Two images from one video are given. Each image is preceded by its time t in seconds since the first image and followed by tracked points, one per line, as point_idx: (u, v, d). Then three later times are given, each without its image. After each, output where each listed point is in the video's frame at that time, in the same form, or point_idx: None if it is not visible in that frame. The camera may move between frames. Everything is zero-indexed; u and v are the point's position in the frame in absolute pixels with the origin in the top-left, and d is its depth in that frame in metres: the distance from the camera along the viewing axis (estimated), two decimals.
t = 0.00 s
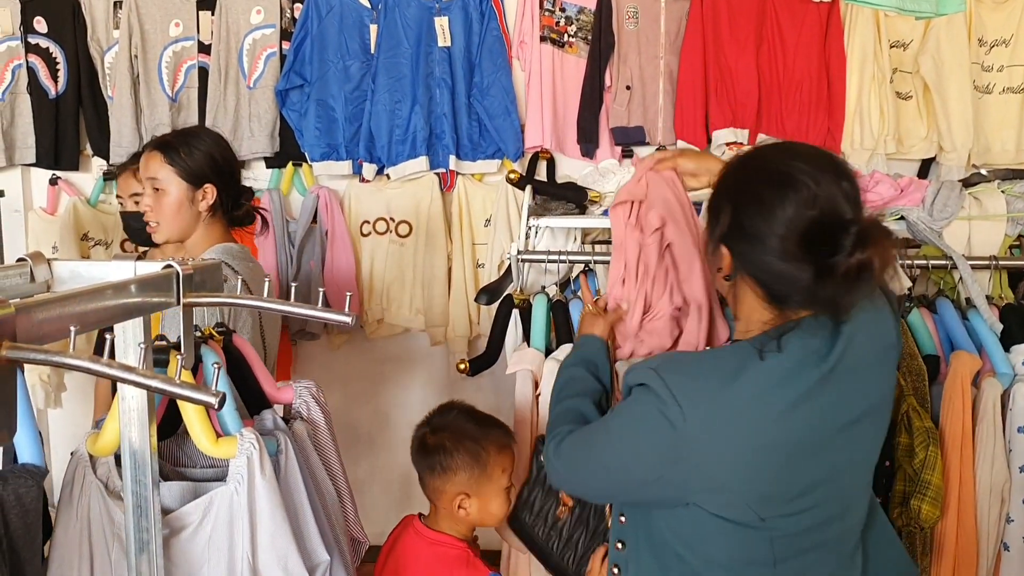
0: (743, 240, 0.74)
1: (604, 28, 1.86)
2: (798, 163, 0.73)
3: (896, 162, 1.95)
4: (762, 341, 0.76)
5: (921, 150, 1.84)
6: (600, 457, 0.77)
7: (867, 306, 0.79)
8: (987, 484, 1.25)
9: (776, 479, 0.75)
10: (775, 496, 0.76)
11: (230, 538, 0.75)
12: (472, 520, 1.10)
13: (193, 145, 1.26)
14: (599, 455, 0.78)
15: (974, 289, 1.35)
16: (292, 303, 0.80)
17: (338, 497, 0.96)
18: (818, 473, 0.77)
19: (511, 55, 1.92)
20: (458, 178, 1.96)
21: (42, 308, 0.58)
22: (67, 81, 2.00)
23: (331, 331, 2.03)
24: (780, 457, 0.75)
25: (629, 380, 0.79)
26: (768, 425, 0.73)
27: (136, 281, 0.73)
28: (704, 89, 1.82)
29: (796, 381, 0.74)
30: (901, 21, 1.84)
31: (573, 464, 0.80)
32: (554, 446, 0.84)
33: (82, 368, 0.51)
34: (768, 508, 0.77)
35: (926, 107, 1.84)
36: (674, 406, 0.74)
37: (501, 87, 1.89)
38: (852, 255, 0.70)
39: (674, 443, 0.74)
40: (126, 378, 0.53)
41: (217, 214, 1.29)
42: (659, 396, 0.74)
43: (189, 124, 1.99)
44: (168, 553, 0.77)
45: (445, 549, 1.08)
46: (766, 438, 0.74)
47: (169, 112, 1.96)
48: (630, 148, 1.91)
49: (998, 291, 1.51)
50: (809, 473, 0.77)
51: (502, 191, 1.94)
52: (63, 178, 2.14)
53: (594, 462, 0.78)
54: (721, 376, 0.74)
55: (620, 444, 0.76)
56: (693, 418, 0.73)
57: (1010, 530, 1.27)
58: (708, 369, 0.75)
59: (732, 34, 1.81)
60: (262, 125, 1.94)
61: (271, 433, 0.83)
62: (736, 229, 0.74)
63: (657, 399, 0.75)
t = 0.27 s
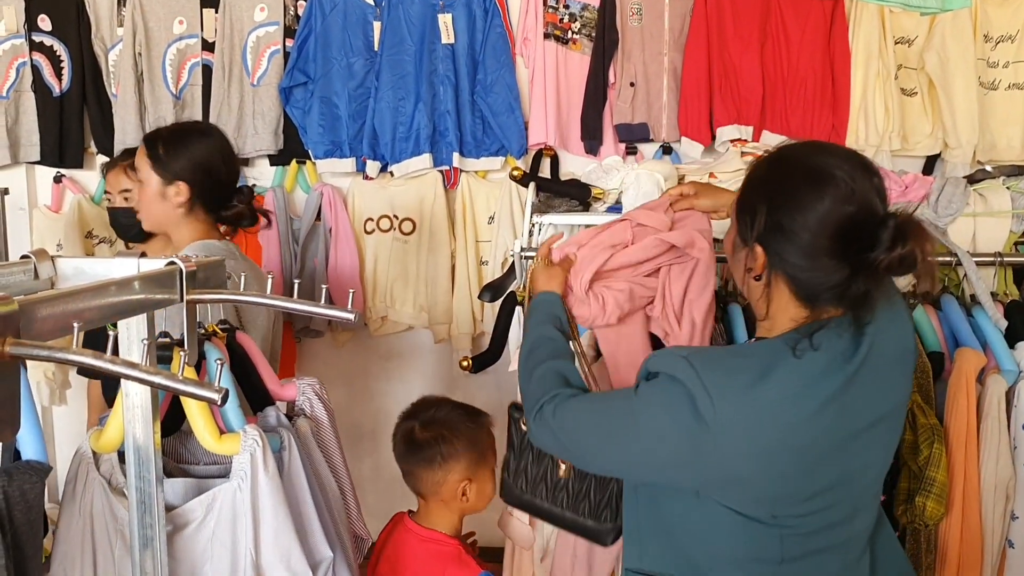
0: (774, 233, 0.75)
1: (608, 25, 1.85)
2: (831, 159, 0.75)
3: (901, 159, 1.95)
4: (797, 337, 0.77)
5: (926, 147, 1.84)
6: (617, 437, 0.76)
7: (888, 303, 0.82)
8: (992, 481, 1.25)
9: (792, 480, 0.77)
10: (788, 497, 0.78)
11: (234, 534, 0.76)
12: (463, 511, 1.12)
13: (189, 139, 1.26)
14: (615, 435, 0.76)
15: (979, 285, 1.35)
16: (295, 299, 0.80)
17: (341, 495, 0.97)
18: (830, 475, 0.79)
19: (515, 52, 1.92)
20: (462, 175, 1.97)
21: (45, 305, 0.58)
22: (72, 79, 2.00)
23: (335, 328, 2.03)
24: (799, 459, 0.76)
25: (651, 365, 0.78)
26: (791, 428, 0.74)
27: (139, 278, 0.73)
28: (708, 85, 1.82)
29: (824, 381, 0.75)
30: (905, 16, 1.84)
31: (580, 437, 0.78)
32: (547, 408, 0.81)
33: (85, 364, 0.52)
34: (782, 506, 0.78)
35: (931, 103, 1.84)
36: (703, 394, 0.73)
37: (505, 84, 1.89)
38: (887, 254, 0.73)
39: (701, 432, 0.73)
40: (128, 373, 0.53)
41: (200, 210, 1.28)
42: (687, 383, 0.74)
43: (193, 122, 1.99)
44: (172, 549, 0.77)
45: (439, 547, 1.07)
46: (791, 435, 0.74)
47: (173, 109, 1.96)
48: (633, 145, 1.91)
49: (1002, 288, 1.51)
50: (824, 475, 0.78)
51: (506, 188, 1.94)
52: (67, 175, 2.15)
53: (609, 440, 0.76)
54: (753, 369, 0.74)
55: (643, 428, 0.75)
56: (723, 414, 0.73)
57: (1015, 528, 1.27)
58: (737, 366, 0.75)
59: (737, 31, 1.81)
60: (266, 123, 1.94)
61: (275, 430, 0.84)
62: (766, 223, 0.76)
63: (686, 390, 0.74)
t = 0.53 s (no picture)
0: (792, 226, 0.75)
1: (607, 23, 1.85)
2: (841, 150, 0.76)
3: (900, 157, 1.95)
4: (827, 330, 0.77)
5: (925, 145, 1.84)
6: (640, 415, 0.76)
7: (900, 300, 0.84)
8: (991, 478, 1.25)
9: (811, 477, 0.78)
10: (806, 494, 0.79)
11: (238, 531, 0.76)
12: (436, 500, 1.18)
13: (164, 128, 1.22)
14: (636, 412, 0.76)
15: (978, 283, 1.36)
16: (296, 297, 0.80)
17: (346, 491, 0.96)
18: (848, 473, 0.80)
19: (515, 50, 1.92)
20: (462, 173, 1.97)
21: (44, 304, 0.58)
22: (72, 77, 2.00)
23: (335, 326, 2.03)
24: (820, 455, 0.77)
25: (679, 351, 0.79)
26: (814, 424, 0.75)
27: (138, 277, 0.73)
28: (707, 84, 1.82)
29: (848, 378, 0.76)
30: (904, 15, 1.85)
31: (598, 410, 0.78)
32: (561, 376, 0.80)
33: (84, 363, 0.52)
34: (799, 501, 0.79)
35: (930, 102, 1.84)
36: (734, 380, 0.74)
37: (505, 82, 1.89)
38: (904, 243, 0.74)
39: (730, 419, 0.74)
40: (127, 372, 0.53)
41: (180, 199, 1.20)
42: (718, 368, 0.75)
43: (193, 120, 1.99)
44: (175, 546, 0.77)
45: (417, 534, 1.16)
46: (816, 429, 0.76)
47: (173, 108, 1.96)
48: (633, 143, 1.91)
49: (1001, 286, 1.52)
50: (841, 472, 0.79)
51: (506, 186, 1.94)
52: (67, 174, 2.15)
53: (630, 416, 0.77)
54: (781, 362, 0.76)
55: (671, 410, 0.75)
56: (752, 404, 0.74)
57: (1014, 524, 1.27)
58: (766, 361, 0.76)
59: (736, 29, 1.81)
60: (266, 121, 1.94)
61: (277, 427, 0.84)
62: (782, 217, 0.76)
63: (716, 377, 0.75)
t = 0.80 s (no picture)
0: (826, 225, 0.76)
1: (611, 23, 1.86)
2: (866, 149, 0.77)
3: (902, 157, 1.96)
4: (860, 325, 0.79)
5: (927, 144, 1.85)
6: (671, 397, 0.77)
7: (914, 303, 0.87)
8: (993, 477, 1.25)
9: (837, 468, 0.80)
10: (830, 484, 0.81)
11: (246, 530, 0.76)
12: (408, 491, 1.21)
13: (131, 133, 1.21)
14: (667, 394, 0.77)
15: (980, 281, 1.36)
16: (300, 297, 0.80)
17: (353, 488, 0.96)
18: (870, 466, 0.82)
19: (518, 49, 1.92)
20: (465, 172, 1.98)
21: (48, 303, 0.57)
22: (75, 76, 2.00)
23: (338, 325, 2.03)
24: (847, 446, 0.79)
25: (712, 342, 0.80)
26: (843, 416, 0.77)
27: (143, 276, 0.73)
28: (710, 83, 1.82)
29: (876, 373, 0.79)
30: (906, 15, 1.85)
31: (628, 389, 0.79)
32: (590, 354, 0.81)
33: (86, 362, 0.52)
34: (824, 494, 0.82)
35: (933, 101, 1.85)
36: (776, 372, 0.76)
37: (509, 82, 1.90)
38: (932, 238, 0.75)
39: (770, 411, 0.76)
40: (131, 372, 0.53)
41: (165, 197, 1.19)
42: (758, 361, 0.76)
43: (196, 119, 1.99)
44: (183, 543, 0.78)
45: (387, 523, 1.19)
46: (848, 424, 0.78)
47: (176, 107, 1.97)
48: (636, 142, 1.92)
49: (1003, 285, 1.52)
50: (863, 466, 0.82)
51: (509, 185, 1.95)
52: (70, 172, 2.15)
53: (661, 397, 0.78)
54: (817, 358, 0.78)
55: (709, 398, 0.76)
56: (792, 396, 0.75)
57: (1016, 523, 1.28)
58: (802, 354, 0.77)
59: (739, 29, 1.81)
60: (269, 120, 1.94)
61: (284, 425, 0.84)
62: (814, 216, 0.77)
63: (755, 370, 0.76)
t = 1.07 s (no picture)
0: (852, 220, 0.76)
1: (612, 21, 1.86)
2: (882, 145, 0.79)
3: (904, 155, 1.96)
4: (879, 319, 0.81)
5: (929, 142, 1.85)
6: (703, 397, 0.76)
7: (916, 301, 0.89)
8: (993, 475, 1.25)
9: (858, 459, 0.81)
10: (850, 476, 0.82)
11: (248, 528, 0.76)
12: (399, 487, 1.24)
13: (131, 145, 1.25)
14: (695, 393, 0.76)
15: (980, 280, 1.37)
16: (301, 296, 0.80)
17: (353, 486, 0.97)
18: (883, 458, 0.84)
19: (519, 48, 1.93)
20: (467, 171, 1.98)
21: (49, 302, 0.57)
22: (77, 75, 2.01)
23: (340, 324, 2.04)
24: (867, 437, 0.80)
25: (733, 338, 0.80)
26: (864, 409, 0.79)
27: (144, 275, 0.73)
28: (712, 82, 1.82)
29: (892, 369, 0.81)
30: (907, 13, 1.85)
31: (652, 389, 0.78)
32: (611, 354, 0.79)
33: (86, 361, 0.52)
34: (843, 488, 0.83)
35: (934, 99, 1.85)
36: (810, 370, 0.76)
37: (510, 80, 1.90)
38: (949, 234, 0.77)
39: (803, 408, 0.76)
40: (133, 370, 0.53)
41: (154, 193, 1.19)
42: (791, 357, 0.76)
43: (198, 119, 1.99)
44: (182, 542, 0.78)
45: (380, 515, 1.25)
46: (869, 419, 0.79)
47: (178, 106, 1.97)
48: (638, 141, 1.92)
49: (1004, 284, 1.52)
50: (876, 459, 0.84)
51: (510, 183, 1.95)
52: (72, 171, 2.15)
53: (695, 396, 0.76)
54: (841, 354, 0.79)
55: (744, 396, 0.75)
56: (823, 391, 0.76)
57: (1017, 521, 1.28)
58: (827, 350, 0.78)
59: (741, 28, 1.82)
60: (271, 119, 1.94)
61: (286, 423, 0.84)
62: (839, 210, 0.77)
63: (786, 368, 0.76)
